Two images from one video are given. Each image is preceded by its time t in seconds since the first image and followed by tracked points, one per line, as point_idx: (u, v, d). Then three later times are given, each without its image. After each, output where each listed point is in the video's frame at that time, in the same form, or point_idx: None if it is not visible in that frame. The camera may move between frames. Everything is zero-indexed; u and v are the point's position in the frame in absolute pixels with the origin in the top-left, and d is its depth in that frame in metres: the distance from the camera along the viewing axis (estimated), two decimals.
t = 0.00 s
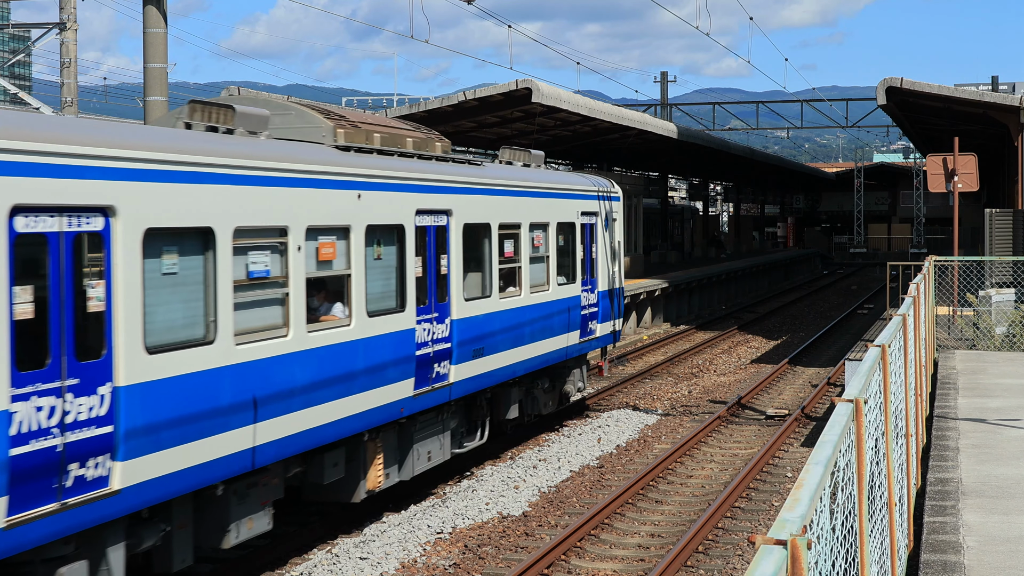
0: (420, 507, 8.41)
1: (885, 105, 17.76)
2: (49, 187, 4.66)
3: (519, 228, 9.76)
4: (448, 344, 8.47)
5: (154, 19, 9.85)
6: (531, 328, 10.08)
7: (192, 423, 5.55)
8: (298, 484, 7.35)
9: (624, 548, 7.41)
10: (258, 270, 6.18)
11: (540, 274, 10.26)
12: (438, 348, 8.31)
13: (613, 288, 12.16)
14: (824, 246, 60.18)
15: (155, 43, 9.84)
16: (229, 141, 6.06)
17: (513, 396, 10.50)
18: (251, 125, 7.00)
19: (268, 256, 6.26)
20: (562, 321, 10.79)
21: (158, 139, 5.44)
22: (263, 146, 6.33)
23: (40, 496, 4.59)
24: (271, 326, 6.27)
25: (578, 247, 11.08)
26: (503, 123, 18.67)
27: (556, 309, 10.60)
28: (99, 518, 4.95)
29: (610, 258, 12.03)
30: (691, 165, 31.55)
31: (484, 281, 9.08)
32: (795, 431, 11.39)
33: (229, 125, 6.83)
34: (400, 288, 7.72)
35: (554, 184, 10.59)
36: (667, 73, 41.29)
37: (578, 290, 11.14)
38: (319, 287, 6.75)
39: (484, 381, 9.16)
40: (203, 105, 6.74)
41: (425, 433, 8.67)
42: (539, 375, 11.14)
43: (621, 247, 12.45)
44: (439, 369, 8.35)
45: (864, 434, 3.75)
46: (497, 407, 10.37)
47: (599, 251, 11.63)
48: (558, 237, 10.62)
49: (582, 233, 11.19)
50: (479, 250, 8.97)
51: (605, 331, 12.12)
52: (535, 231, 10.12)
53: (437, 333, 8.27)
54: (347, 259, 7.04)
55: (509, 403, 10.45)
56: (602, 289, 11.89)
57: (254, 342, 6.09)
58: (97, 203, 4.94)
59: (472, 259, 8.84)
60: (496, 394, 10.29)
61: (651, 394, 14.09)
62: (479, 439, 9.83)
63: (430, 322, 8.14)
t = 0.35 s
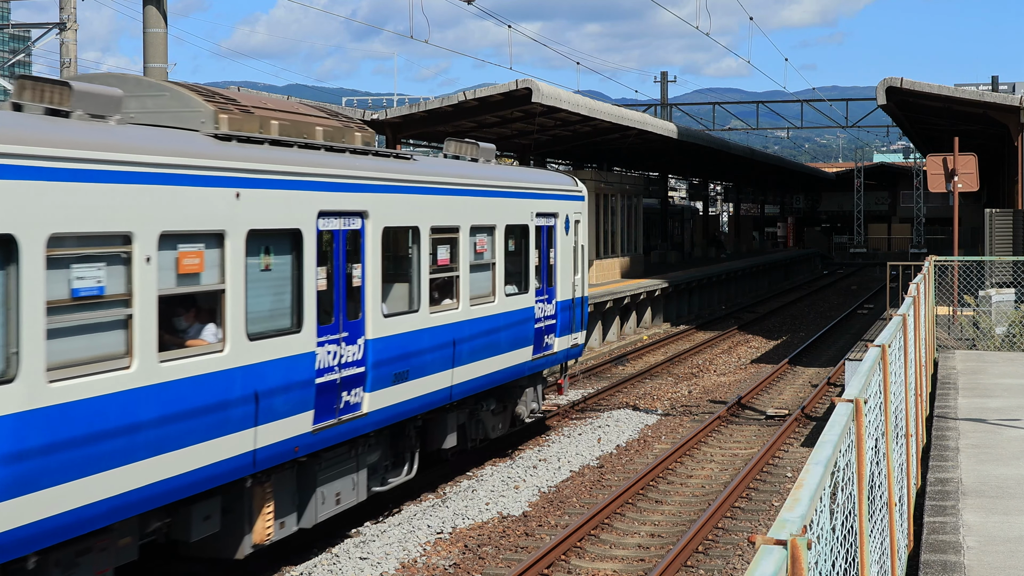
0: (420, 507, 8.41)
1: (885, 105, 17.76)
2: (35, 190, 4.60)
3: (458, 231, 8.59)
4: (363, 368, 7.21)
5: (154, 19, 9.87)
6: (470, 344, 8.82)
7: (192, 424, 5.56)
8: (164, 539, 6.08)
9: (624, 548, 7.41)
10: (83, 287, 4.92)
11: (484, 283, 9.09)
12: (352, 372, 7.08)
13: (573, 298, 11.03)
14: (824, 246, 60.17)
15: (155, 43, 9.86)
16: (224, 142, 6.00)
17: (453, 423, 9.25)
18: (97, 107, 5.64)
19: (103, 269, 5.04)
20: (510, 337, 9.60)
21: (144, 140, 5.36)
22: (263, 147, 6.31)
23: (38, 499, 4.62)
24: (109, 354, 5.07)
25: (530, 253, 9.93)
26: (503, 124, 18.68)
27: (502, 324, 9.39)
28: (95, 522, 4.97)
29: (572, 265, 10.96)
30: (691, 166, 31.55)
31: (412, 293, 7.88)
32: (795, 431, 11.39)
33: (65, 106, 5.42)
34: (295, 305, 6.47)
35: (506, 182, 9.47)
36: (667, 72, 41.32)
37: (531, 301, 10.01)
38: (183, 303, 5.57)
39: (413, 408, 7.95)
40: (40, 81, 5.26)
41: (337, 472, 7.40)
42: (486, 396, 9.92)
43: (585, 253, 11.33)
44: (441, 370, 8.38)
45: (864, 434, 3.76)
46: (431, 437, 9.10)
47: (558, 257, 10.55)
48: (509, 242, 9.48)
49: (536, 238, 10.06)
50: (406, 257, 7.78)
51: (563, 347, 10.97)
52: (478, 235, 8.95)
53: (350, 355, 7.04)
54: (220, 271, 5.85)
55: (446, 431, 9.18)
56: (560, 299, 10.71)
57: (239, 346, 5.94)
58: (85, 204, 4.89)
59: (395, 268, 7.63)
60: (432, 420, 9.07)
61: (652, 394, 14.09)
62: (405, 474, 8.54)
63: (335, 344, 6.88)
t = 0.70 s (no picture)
0: (420, 507, 8.41)
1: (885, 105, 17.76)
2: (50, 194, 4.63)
3: (374, 234, 7.32)
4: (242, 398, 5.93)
5: (154, 19, 9.88)
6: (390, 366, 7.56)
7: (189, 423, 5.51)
8: None
9: (624, 548, 7.42)
10: None
11: (407, 294, 7.86)
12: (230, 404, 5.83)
13: (518, 307, 9.82)
14: (824, 245, 60.18)
15: (155, 43, 9.86)
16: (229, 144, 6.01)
17: (369, 457, 7.92)
18: None
19: None
20: (441, 358, 8.34)
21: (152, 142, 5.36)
22: (262, 148, 6.31)
23: (42, 500, 4.59)
24: None
25: (467, 259, 8.73)
26: (503, 124, 18.69)
27: (429, 341, 8.13)
28: (93, 522, 4.93)
29: (523, 272, 9.86)
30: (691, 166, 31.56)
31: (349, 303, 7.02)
32: (795, 431, 11.40)
33: None
34: (143, 328, 5.22)
35: (440, 177, 8.29)
36: (667, 72, 41.32)
37: (470, 314, 8.82)
38: None
39: (311, 443, 6.67)
40: None
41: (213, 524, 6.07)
42: (416, 420, 8.65)
43: (535, 256, 10.18)
44: (441, 371, 8.37)
45: (864, 434, 3.75)
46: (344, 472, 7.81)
47: (504, 263, 9.42)
48: (442, 245, 8.32)
49: (474, 240, 8.85)
50: (303, 266, 6.55)
51: (509, 364, 9.73)
52: (400, 237, 7.71)
53: (223, 386, 5.78)
54: (23, 286, 4.53)
55: (363, 465, 7.87)
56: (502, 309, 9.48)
57: (125, 365, 5.08)
58: (96, 207, 4.90)
59: (290, 279, 6.41)
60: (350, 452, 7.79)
61: (652, 394, 14.10)
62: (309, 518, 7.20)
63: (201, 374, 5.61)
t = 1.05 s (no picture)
0: (420, 507, 8.41)
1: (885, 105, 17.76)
2: (45, 192, 4.66)
3: (288, 237, 6.46)
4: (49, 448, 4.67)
5: (154, 19, 9.87)
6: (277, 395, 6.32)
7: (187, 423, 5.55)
8: None
9: (624, 548, 7.41)
10: None
11: (299, 308, 6.60)
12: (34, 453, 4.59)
13: (447, 320, 8.55)
14: (824, 245, 60.16)
15: (155, 43, 9.86)
16: (219, 143, 6.02)
17: (252, 502, 6.60)
18: None
19: None
20: (345, 386, 7.04)
21: (142, 142, 5.37)
22: (255, 145, 6.33)
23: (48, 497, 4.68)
24: None
25: (380, 266, 7.49)
26: (503, 124, 18.69)
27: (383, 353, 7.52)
28: (94, 522, 4.98)
29: (455, 279, 8.69)
30: (691, 166, 31.54)
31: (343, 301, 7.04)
32: (795, 431, 11.40)
33: None
34: None
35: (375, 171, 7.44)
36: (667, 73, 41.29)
37: (385, 330, 7.57)
38: None
39: (156, 495, 5.38)
40: None
41: None
42: (319, 455, 7.35)
43: (469, 261, 8.92)
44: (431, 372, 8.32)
45: (864, 434, 3.75)
46: (216, 525, 6.48)
47: (430, 269, 8.23)
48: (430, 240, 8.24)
49: (388, 243, 7.59)
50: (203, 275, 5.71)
51: (438, 386, 8.45)
52: (286, 240, 6.44)
53: (18, 432, 4.50)
54: None
55: (244, 513, 6.55)
56: (427, 322, 8.21)
57: None
58: (90, 205, 4.92)
59: (121, 294, 5.14)
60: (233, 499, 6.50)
61: (651, 393, 14.10)
62: None
63: None
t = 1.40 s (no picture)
0: (420, 507, 8.41)
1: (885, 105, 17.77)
2: (41, 189, 4.61)
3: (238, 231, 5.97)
4: None
5: (154, 19, 9.90)
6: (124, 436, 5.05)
7: (190, 421, 5.53)
8: None
9: (624, 548, 7.41)
10: None
11: (137, 328, 5.23)
12: None
13: (353, 337, 7.08)
14: (824, 245, 60.13)
15: (154, 43, 9.89)
16: (209, 138, 5.92)
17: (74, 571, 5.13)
18: None
19: None
20: (208, 425, 5.67)
21: (134, 137, 5.30)
22: (266, 143, 6.41)
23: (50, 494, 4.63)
24: None
25: (255, 274, 6.11)
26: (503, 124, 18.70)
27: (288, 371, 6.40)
28: (96, 519, 4.93)
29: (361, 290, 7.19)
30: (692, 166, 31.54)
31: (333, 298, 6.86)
32: (795, 431, 11.40)
33: None
34: None
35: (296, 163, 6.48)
36: (666, 73, 41.32)
37: (263, 351, 6.15)
38: None
39: (156, 494, 5.32)
40: None
41: None
42: (186, 503, 5.97)
43: (380, 266, 7.50)
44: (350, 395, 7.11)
45: (864, 434, 3.75)
46: None
47: (326, 276, 6.75)
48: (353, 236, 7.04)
49: (265, 246, 6.18)
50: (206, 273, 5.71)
51: (342, 416, 6.99)
52: (114, 242, 5.07)
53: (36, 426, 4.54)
54: None
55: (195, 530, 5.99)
56: (324, 340, 6.75)
57: None
58: (84, 202, 4.87)
59: None
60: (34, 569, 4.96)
61: (652, 394, 14.10)
62: None
63: None
